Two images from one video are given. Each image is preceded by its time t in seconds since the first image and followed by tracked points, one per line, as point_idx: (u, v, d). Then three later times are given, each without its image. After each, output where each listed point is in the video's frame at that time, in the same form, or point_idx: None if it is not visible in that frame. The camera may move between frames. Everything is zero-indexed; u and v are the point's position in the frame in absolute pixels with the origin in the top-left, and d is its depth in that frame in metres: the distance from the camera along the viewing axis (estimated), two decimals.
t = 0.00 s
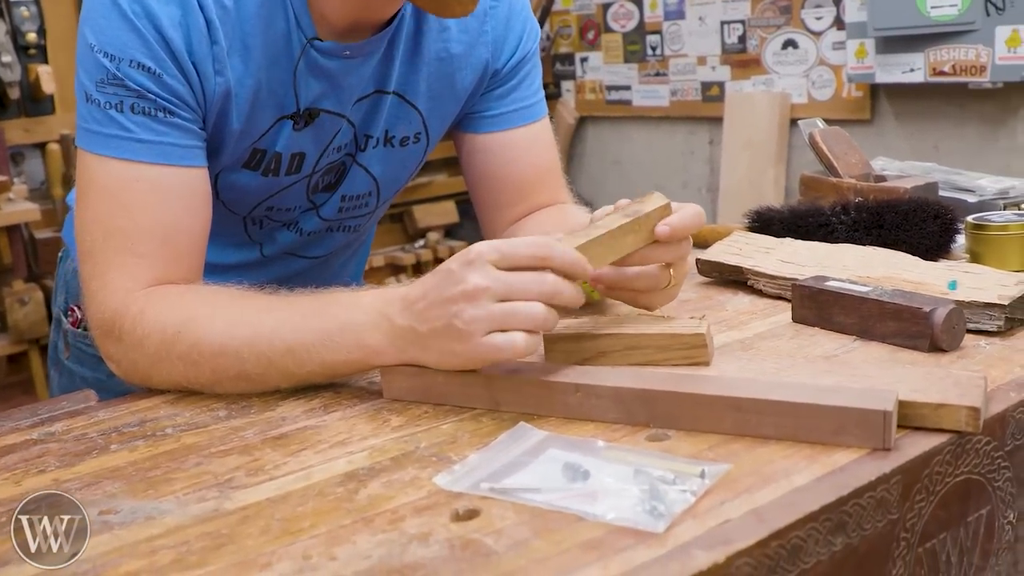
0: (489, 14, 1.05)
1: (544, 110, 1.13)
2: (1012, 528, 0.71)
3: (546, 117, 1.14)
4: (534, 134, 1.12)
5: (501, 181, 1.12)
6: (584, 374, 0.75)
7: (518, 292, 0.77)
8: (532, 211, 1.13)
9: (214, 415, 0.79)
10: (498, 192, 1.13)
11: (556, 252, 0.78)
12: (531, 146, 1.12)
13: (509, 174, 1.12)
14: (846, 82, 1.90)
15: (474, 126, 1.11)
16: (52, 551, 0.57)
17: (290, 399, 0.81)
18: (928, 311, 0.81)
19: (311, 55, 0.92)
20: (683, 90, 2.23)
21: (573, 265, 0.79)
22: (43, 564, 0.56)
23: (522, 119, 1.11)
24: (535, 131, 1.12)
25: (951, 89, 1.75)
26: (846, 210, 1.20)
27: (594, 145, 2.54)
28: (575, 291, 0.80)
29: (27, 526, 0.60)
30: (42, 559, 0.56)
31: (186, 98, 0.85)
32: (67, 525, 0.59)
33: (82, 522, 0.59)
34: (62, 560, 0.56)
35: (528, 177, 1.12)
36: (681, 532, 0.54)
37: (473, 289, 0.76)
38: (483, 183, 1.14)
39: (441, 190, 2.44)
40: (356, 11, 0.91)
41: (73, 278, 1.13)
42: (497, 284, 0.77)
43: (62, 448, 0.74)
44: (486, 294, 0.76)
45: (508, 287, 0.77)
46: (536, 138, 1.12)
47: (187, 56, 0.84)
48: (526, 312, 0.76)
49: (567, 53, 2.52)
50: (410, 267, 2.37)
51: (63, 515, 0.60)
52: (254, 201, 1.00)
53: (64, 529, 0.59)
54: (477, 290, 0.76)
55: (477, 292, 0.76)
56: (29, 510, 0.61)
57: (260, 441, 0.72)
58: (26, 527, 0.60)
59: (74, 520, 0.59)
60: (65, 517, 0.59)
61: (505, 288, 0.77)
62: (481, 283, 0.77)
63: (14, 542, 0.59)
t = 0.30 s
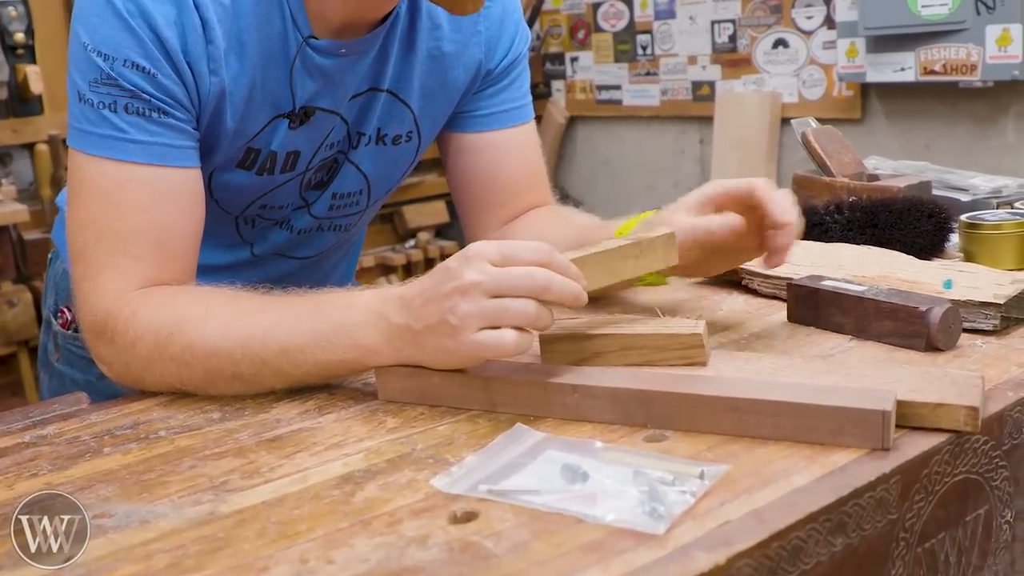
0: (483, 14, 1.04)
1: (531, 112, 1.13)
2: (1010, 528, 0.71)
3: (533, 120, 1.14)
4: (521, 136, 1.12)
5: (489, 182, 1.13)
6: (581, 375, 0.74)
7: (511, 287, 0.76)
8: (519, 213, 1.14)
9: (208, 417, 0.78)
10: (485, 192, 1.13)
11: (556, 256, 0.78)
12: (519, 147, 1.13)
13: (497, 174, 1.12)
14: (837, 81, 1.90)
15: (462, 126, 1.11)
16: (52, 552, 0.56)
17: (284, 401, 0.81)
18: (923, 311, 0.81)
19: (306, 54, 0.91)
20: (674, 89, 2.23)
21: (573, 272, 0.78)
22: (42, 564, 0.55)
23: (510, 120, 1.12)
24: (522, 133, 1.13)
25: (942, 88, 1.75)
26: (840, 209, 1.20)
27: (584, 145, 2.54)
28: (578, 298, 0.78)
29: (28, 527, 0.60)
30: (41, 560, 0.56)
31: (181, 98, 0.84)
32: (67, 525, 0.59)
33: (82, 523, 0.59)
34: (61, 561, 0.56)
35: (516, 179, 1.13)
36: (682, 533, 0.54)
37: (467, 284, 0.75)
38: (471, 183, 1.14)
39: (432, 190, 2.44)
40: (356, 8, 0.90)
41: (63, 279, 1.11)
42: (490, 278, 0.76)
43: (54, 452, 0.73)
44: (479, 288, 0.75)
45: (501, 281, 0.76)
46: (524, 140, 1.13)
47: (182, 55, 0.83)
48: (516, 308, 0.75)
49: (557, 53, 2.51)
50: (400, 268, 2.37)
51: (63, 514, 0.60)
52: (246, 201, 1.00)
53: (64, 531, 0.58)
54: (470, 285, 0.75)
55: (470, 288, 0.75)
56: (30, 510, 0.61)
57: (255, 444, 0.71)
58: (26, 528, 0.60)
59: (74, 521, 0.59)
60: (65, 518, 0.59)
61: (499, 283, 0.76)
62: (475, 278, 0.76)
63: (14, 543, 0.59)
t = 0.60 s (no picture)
0: (475, 9, 1.03)
1: (520, 106, 1.13)
2: (1009, 523, 0.71)
3: (521, 115, 1.13)
4: (510, 129, 1.12)
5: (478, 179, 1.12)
6: (579, 372, 0.74)
7: (513, 280, 0.77)
8: (511, 207, 1.13)
9: (203, 415, 0.78)
10: (474, 190, 1.13)
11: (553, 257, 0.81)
12: (508, 140, 1.12)
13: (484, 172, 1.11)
14: (829, 77, 1.90)
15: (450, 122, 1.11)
16: (52, 551, 0.56)
17: (279, 399, 0.80)
18: (928, 304, 0.82)
19: (301, 49, 0.91)
20: (666, 86, 2.22)
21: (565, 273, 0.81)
22: (41, 564, 0.55)
23: (498, 114, 1.11)
24: (511, 126, 1.12)
25: (935, 84, 1.75)
26: (834, 205, 1.20)
27: (576, 142, 2.53)
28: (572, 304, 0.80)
29: (27, 526, 0.59)
30: (39, 560, 0.55)
31: (177, 95, 0.83)
32: (67, 525, 0.58)
33: (82, 522, 0.59)
34: (60, 561, 0.55)
35: (506, 174, 1.12)
36: (683, 531, 0.53)
37: (470, 273, 0.77)
38: (460, 181, 1.13)
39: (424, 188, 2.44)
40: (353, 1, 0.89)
41: (53, 277, 1.10)
42: (494, 270, 0.77)
43: (48, 451, 0.72)
44: (482, 278, 0.77)
45: (504, 273, 0.77)
46: (512, 134, 1.12)
47: (178, 51, 0.82)
48: (515, 299, 0.76)
49: (548, 50, 2.50)
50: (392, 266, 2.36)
51: (63, 515, 0.59)
52: (240, 197, 0.99)
53: (62, 530, 0.58)
54: (474, 274, 0.77)
55: (473, 277, 0.77)
56: (29, 511, 0.61)
57: (251, 442, 0.71)
58: (26, 528, 0.59)
59: (73, 521, 0.59)
60: (64, 518, 0.59)
61: (500, 275, 0.77)
62: (479, 268, 0.77)
63: (13, 542, 0.58)
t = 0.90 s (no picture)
0: None
1: (522, 98, 1.12)
2: (1009, 518, 0.71)
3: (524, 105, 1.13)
4: (514, 120, 1.11)
5: (481, 171, 1.11)
6: (581, 369, 0.74)
7: (505, 276, 0.75)
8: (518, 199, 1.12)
9: (203, 413, 0.78)
10: (481, 181, 1.11)
11: (538, 232, 0.78)
12: (515, 132, 1.11)
13: (489, 163, 1.10)
14: (824, 74, 1.90)
15: (453, 113, 1.10)
16: (52, 550, 0.56)
17: (279, 397, 0.80)
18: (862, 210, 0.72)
19: (307, 41, 0.90)
20: (661, 83, 2.22)
21: (554, 249, 0.79)
22: (41, 565, 0.54)
23: (500, 105, 1.10)
24: (514, 117, 1.11)
25: (930, 81, 1.76)
26: (832, 202, 1.20)
27: (571, 139, 2.53)
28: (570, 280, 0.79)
29: (27, 526, 0.59)
30: (41, 558, 0.55)
31: (184, 93, 0.83)
32: (67, 525, 0.58)
33: (82, 521, 0.59)
34: (61, 561, 0.55)
35: (511, 166, 1.11)
36: (688, 526, 0.53)
37: (461, 273, 0.75)
38: (463, 174, 1.12)
39: (418, 185, 2.43)
40: None
41: (49, 272, 1.10)
42: (484, 267, 0.75)
43: (48, 449, 0.72)
44: (474, 277, 0.75)
45: (494, 270, 0.75)
46: (515, 125, 1.11)
47: (185, 48, 0.82)
48: (508, 297, 0.75)
49: (542, 46, 2.50)
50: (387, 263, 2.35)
51: (63, 515, 0.59)
52: (243, 189, 0.99)
53: (64, 529, 0.58)
54: (464, 274, 0.75)
55: (465, 277, 0.75)
56: (30, 511, 0.61)
57: (252, 440, 0.71)
58: (26, 528, 0.59)
59: (74, 520, 0.58)
60: (64, 516, 0.59)
61: (491, 272, 0.75)
62: (469, 267, 0.75)
63: (13, 542, 0.58)
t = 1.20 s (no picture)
0: (483, 3, 1.04)
1: (530, 100, 1.11)
2: (1009, 521, 0.72)
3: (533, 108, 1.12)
4: (523, 122, 1.10)
5: (488, 175, 1.09)
6: (584, 374, 0.74)
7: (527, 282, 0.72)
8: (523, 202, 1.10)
9: (206, 419, 0.78)
10: (487, 184, 1.10)
11: (562, 225, 0.70)
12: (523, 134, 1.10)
13: (496, 166, 1.09)
14: (820, 80, 1.91)
15: (461, 117, 1.09)
16: (52, 550, 0.56)
17: (281, 403, 0.80)
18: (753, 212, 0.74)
19: (322, 44, 0.91)
20: (657, 88, 2.23)
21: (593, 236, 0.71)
22: (42, 564, 0.55)
23: (508, 107, 1.09)
24: (522, 119, 1.10)
25: (925, 87, 1.77)
26: (830, 207, 1.21)
27: (567, 144, 2.53)
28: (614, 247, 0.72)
29: (27, 529, 0.60)
30: (45, 563, 0.55)
31: (200, 88, 0.82)
32: (67, 525, 0.58)
33: (82, 523, 0.59)
34: (63, 561, 0.55)
35: (518, 168, 1.09)
36: (693, 530, 0.53)
37: (485, 280, 0.72)
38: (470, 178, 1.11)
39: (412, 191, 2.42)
40: None
41: (55, 272, 1.09)
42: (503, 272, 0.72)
43: (51, 455, 0.72)
44: (497, 284, 0.72)
45: (522, 275, 0.72)
46: (523, 127, 1.10)
47: (204, 45, 0.82)
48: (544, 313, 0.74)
49: (538, 52, 2.50)
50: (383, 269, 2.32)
51: (63, 515, 0.60)
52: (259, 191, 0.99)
53: (63, 529, 0.58)
54: (490, 281, 0.72)
55: (489, 284, 0.72)
56: (29, 511, 0.61)
57: (255, 445, 0.71)
58: (26, 530, 0.59)
59: (73, 520, 0.59)
60: (64, 517, 0.59)
61: (515, 276, 0.72)
62: (493, 273, 0.72)
63: (15, 548, 0.58)
